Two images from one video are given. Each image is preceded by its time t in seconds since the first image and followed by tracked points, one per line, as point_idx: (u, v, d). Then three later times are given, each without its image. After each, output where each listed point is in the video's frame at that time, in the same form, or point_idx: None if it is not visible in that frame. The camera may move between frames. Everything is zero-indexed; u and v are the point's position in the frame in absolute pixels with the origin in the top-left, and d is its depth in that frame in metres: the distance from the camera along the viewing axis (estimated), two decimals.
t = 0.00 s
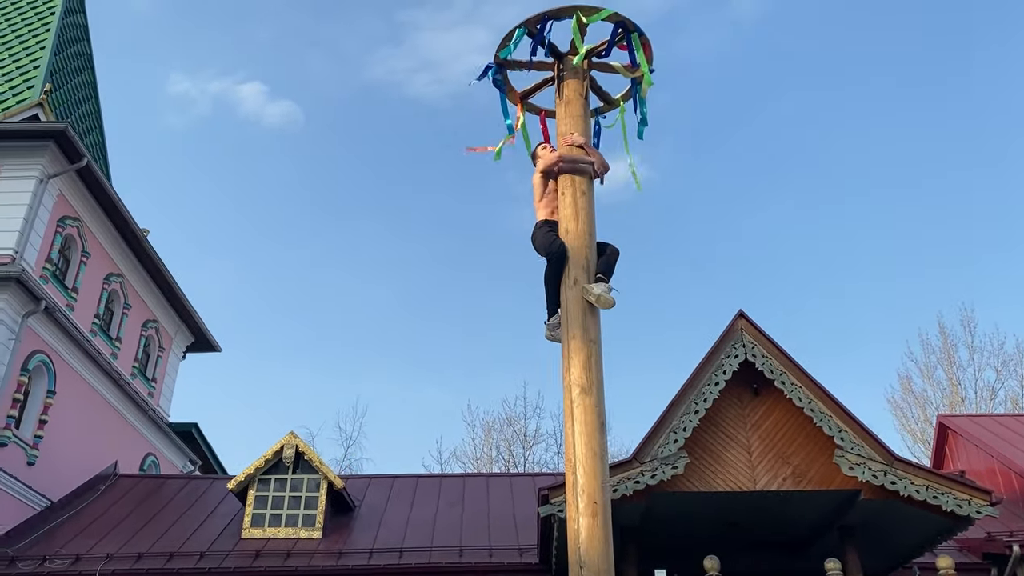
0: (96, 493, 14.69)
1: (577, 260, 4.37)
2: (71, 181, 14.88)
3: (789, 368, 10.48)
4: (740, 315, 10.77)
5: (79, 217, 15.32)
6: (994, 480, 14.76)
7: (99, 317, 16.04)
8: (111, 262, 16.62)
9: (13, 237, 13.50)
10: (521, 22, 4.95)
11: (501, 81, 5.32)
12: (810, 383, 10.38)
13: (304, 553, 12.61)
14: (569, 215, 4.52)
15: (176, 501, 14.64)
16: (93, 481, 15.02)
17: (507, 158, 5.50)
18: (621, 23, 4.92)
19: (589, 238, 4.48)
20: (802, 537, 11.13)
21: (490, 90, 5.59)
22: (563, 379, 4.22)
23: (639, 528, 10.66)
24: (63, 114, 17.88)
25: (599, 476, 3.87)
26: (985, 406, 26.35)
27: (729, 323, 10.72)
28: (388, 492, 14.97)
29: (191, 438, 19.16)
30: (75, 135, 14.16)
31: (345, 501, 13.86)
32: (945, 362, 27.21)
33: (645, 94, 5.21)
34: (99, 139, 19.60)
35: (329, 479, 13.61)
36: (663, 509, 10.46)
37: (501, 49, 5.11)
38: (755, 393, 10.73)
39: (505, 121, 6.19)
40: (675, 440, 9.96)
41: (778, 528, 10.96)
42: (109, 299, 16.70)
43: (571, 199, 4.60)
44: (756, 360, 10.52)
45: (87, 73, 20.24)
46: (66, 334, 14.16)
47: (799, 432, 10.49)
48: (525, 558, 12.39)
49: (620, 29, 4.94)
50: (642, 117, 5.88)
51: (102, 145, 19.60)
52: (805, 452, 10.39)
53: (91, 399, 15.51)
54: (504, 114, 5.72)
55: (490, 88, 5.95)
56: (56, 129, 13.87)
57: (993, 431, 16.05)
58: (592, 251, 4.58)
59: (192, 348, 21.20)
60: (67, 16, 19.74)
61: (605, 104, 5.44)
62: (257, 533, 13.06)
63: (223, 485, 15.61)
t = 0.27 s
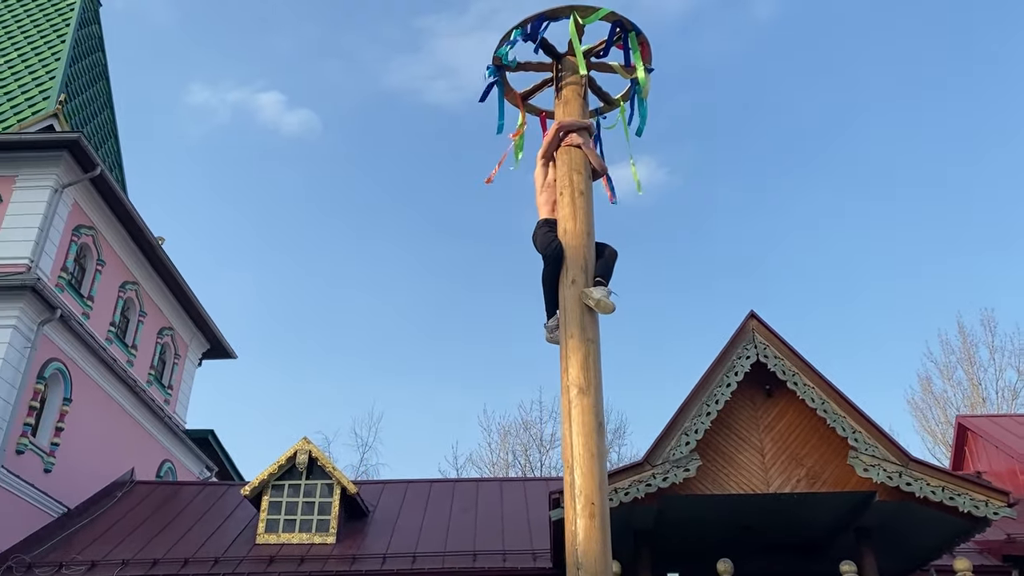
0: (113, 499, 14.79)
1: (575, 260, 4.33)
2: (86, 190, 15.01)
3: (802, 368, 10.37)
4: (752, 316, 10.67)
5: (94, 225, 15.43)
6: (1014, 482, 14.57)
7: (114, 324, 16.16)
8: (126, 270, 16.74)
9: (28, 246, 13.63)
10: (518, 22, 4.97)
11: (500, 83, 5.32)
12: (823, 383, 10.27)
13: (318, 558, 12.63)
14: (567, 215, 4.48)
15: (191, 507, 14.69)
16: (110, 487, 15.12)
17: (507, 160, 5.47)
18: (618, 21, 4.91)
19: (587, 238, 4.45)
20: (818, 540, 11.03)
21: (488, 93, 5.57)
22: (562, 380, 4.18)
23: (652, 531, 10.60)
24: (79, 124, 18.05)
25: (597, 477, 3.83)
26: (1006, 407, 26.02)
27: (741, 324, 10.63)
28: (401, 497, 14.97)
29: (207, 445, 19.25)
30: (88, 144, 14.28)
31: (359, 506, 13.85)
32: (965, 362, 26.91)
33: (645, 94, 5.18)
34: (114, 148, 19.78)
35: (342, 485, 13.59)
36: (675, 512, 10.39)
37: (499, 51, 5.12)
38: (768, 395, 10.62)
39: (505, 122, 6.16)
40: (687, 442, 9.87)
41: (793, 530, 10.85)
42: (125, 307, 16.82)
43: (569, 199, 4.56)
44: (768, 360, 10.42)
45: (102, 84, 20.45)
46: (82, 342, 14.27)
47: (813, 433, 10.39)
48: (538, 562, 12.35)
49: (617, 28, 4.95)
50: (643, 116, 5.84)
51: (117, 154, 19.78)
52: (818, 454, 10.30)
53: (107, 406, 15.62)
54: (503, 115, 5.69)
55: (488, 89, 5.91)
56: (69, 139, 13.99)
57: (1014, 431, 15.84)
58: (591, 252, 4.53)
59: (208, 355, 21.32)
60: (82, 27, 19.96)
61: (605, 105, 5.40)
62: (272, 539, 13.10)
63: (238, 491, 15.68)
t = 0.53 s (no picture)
0: (137, 504, 14.91)
1: (580, 261, 4.30)
2: (107, 198, 15.17)
3: (822, 368, 10.25)
4: (770, 315, 10.55)
5: (115, 233, 15.59)
6: None
7: (137, 331, 16.31)
8: (147, 277, 16.89)
9: (51, 254, 13.79)
10: (522, 21, 4.94)
11: (505, 84, 5.28)
12: (843, 382, 10.14)
13: (339, 561, 12.67)
14: (573, 215, 4.45)
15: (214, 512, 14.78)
16: (134, 492, 15.26)
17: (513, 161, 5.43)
18: (624, 19, 4.87)
19: (593, 238, 4.41)
20: (841, 541, 10.89)
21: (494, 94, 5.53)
22: (568, 381, 4.16)
23: (672, 532, 10.52)
24: (101, 134, 18.27)
25: (604, 479, 3.80)
26: None
27: (760, 323, 10.52)
28: (422, 500, 14.99)
29: (229, 449, 19.38)
30: (108, 153, 14.43)
31: (379, 509, 13.87)
32: (991, 360, 26.55)
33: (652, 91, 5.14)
34: (135, 156, 20.00)
35: (362, 488, 13.61)
36: (694, 513, 10.31)
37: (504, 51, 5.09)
38: (788, 394, 10.51)
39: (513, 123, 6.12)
40: (706, 443, 9.77)
41: (815, 532, 10.73)
42: (147, 314, 16.98)
43: (575, 200, 4.53)
44: (787, 360, 10.31)
45: (123, 93, 20.68)
46: (105, 349, 14.42)
47: (834, 433, 10.26)
48: (558, 564, 12.31)
49: (623, 26, 4.91)
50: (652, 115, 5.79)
51: (138, 163, 20.00)
52: (840, 453, 10.17)
53: (131, 412, 15.76)
54: (510, 114, 5.66)
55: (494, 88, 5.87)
56: (90, 147, 14.15)
57: None
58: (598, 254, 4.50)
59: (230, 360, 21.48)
60: (103, 37, 20.20)
61: (613, 103, 5.36)
62: (293, 542, 13.16)
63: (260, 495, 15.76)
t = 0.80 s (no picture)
0: (162, 507, 15.01)
1: (588, 257, 4.22)
2: (128, 204, 15.29)
3: (846, 365, 10.06)
4: (792, 311, 10.38)
5: (137, 239, 15.73)
6: None
7: (160, 335, 16.43)
8: (170, 282, 17.01)
9: (74, 260, 13.92)
10: (528, 16, 4.85)
11: (512, 81, 5.19)
12: (869, 379, 9.95)
13: (361, 563, 12.65)
14: (581, 211, 4.37)
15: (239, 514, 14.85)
16: (159, 496, 15.36)
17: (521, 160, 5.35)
18: (631, 12, 4.76)
19: (602, 234, 4.33)
20: (869, 541, 10.69)
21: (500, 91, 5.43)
22: (577, 379, 4.08)
23: (695, 533, 10.40)
24: (123, 141, 18.45)
25: (613, 478, 3.73)
26: None
27: (782, 320, 10.36)
28: (444, 502, 14.95)
29: (253, 452, 19.46)
30: (129, 159, 14.55)
31: (401, 510, 13.83)
32: None
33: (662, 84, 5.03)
34: (158, 162, 20.18)
35: (384, 490, 13.56)
36: (717, 513, 10.18)
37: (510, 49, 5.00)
38: (812, 392, 10.34)
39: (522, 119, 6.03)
40: (728, 442, 9.63)
41: (841, 532, 10.55)
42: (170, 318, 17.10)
43: (583, 196, 4.44)
44: (810, 357, 10.14)
45: (145, 100, 20.88)
46: (128, 354, 14.54)
47: (860, 431, 10.08)
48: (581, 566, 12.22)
49: (630, 18, 4.82)
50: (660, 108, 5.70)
51: (161, 169, 20.18)
52: (865, 451, 9.99)
53: (155, 416, 15.87)
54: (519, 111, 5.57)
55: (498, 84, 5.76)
56: (111, 154, 14.28)
57: None
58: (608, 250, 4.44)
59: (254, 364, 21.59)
60: (125, 45, 20.41)
61: (623, 98, 5.28)
62: (315, 545, 13.16)
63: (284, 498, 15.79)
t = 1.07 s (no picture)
0: (189, 509, 15.18)
1: (593, 254, 4.21)
2: (153, 209, 15.48)
3: (869, 360, 9.94)
4: (813, 307, 10.26)
5: (162, 244, 15.92)
6: None
7: (186, 338, 16.61)
8: (196, 285, 17.20)
9: (100, 265, 14.12)
10: (532, 15, 4.86)
11: (518, 80, 5.20)
12: (893, 375, 9.81)
13: (385, 564, 12.71)
14: (586, 209, 4.36)
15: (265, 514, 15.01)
16: (187, 498, 15.53)
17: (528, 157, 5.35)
18: (635, 8, 4.77)
19: (607, 231, 4.32)
20: (895, 538, 10.55)
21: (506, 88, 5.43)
22: (583, 376, 4.07)
23: (717, 532, 10.34)
24: (148, 147, 18.70)
25: (619, 475, 3.71)
26: None
27: (803, 316, 10.25)
28: (468, 502, 14.97)
29: (279, 453, 19.63)
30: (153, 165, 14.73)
31: (425, 510, 13.87)
32: None
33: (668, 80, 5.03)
34: (183, 168, 20.42)
35: (408, 490, 13.60)
36: (739, 511, 10.10)
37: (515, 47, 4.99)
38: (835, 388, 10.23)
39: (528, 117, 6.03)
40: (749, 440, 9.55)
41: (867, 530, 10.42)
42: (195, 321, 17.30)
43: (588, 195, 4.44)
44: (832, 353, 10.02)
45: (170, 107, 21.15)
46: (155, 357, 14.73)
47: (884, 427, 9.96)
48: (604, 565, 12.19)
49: (635, 14, 4.81)
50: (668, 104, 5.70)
51: (185, 174, 20.42)
52: (890, 448, 9.87)
53: (182, 419, 16.06)
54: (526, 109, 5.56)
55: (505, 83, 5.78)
56: (136, 160, 14.47)
57: None
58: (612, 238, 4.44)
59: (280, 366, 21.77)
60: (149, 53, 20.69)
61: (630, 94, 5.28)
62: (340, 545, 13.25)
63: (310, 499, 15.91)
